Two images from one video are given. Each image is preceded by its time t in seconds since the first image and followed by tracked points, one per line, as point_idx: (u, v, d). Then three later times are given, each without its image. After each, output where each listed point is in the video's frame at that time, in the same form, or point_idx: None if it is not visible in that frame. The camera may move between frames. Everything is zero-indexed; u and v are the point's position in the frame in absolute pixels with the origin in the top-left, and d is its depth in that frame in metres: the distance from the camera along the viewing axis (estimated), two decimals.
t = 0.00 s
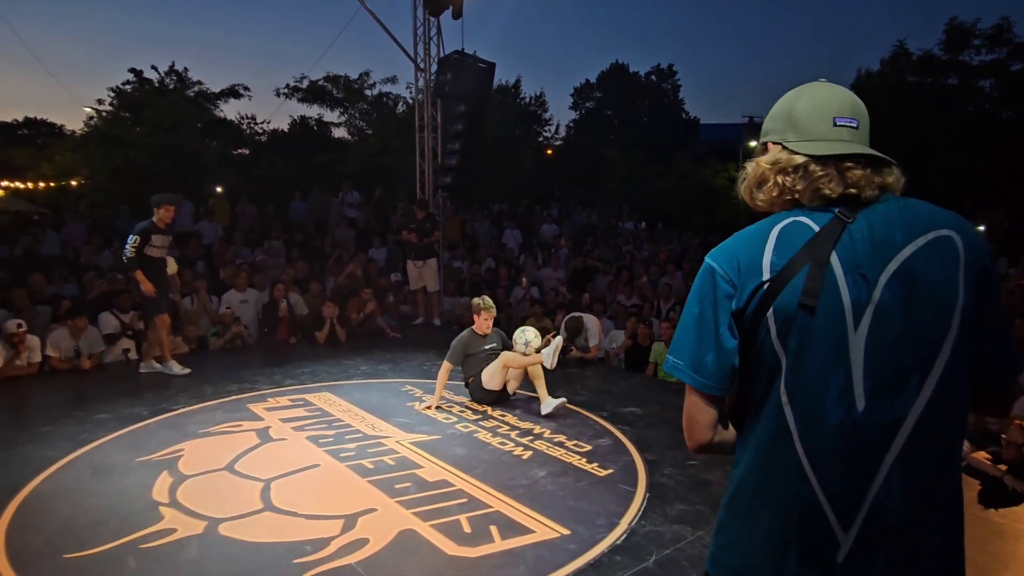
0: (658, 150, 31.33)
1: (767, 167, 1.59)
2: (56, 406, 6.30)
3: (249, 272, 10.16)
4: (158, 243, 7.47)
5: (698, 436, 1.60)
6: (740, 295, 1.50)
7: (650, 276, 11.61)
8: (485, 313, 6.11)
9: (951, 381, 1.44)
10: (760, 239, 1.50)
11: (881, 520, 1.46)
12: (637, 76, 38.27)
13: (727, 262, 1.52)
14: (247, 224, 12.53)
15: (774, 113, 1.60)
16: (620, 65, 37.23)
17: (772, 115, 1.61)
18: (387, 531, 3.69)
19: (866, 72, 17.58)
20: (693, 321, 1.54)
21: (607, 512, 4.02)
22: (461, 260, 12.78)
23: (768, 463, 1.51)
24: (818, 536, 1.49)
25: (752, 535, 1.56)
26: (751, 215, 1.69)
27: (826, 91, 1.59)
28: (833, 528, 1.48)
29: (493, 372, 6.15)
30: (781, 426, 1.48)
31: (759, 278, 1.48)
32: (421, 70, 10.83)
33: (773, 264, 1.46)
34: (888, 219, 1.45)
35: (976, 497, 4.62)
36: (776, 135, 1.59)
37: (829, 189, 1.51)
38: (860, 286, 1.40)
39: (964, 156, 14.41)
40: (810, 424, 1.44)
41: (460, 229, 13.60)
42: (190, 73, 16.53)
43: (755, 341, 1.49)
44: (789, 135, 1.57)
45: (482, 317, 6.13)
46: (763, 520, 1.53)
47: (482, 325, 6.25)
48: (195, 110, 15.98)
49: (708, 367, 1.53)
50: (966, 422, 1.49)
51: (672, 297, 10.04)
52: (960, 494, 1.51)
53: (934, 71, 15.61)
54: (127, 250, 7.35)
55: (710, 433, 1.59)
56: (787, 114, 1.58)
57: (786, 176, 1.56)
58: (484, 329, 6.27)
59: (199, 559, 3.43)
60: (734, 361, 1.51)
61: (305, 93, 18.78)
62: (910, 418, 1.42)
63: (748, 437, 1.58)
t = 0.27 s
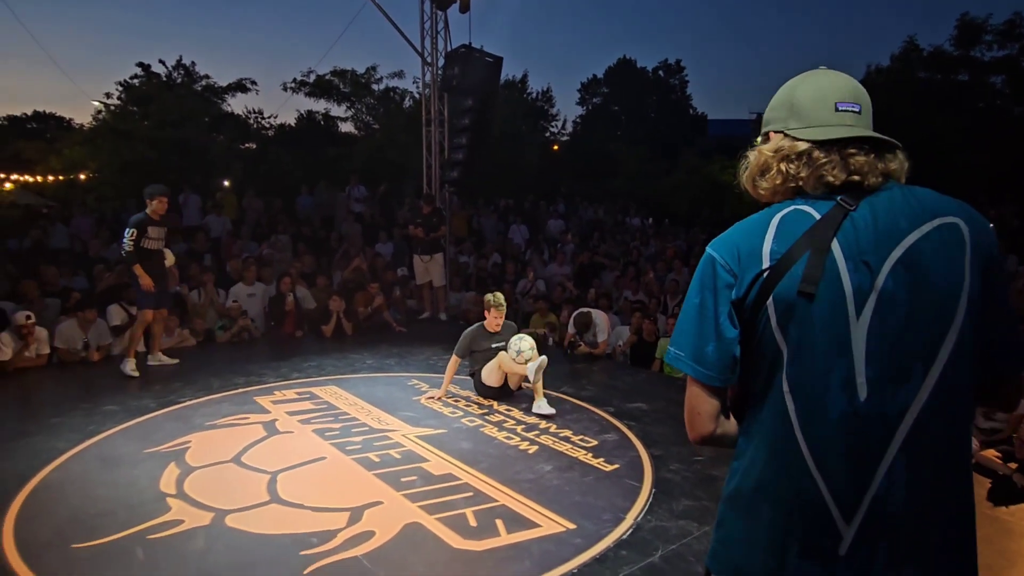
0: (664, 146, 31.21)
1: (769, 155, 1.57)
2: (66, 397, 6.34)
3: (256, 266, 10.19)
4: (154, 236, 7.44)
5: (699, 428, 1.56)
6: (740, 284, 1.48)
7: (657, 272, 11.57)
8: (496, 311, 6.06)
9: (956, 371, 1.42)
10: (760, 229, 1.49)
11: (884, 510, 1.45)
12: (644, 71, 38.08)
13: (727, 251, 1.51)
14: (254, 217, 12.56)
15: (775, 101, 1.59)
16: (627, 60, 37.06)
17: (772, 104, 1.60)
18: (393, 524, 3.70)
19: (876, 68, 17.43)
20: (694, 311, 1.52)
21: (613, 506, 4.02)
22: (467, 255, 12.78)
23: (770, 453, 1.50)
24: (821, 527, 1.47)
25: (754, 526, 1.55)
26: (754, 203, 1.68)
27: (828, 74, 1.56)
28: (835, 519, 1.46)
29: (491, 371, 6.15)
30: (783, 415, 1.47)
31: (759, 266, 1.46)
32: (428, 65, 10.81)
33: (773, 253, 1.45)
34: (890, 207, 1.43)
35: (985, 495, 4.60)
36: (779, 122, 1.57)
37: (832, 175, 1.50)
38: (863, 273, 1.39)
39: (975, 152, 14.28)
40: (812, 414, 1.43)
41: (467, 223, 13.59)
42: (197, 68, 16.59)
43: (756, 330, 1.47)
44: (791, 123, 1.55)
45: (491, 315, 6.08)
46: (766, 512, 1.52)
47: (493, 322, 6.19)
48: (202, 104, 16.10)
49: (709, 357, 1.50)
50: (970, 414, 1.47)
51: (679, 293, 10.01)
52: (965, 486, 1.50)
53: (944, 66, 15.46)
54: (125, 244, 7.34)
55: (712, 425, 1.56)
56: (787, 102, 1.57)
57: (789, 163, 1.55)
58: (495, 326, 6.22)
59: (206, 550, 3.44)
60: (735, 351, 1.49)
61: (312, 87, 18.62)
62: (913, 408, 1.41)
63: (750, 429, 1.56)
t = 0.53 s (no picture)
0: (667, 142, 31.11)
1: (761, 149, 1.59)
2: (70, 391, 6.36)
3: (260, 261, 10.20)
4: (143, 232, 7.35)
5: (697, 424, 1.56)
6: (735, 278, 1.48)
7: (660, 268, 11.55)
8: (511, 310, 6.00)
9: (956, 361, 1.39)
10: (755, 223, 1.49)
11: (883, 503, 1.42)
12: (648, 67, 37.95)
13: (722, 245, 1.51)
14: (257, 212, 12.56)
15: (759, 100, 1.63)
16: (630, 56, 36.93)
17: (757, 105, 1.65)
18: (396, 518, 3.71)
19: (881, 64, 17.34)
20: (691, 306, 1.52)
21: (616, 502, 4.02)
22: (470, 251, 12.77)
23: (767, 447, 1.49)
24: (819, 520, 1.45)
25: (752, 520, 1.54)
26: (753, 202, 1.67)
27: (804, 77, 1.63)
28: (833, 512, 1.44)
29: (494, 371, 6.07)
30: (779, 407, 1.46)
31: (754, 259, 1.46)
32: (432, 60, 10.80)
33: (768, 245, 1.45)
34: (885, 198, 1.43)
35: (989, 492, 4.59)
36: (765, 122, 1.60)
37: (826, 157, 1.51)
38: (858, 265, 1.38)
39: (981, 149, 14.21)
40: (807, 405, 1.42)
41: (470, 219, 13.58)
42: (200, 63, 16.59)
43: (752, 324, 1.47)
44: (778, 119, 1.58)
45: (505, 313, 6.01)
46: (764, 506, 1.51)
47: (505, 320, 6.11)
48: (205, 99, 16.07)
49: (706, 351, 1.50)
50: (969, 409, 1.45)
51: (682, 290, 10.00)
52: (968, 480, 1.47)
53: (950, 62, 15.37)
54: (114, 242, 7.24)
55: (709, 420, 1.55)
56: (772, 99, 1.61)
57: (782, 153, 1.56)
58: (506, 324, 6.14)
59: (211, 543, 3.46)
60: (732, 345, 1.49)
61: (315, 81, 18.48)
62: (910, 399, 1.38)
63: (748, 422, 1.55)
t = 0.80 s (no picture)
0: (668, 137, 31.02)
1: (742, 149, 1.57)
2: (72, 385, 6.37)
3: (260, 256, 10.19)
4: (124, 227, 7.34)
5: (686, 421, 1.54)
6: (720, 274, 1.46)
7: (660, 263, 11.54)
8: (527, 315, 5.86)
9: (944, 351, 1.34)
10: (739, 217, 1.47)
11: (871, 497, 1.38)
12: (649, 62, 37.82)
13: (707, 242, 1.49)
14: (257, 207, 12.53)
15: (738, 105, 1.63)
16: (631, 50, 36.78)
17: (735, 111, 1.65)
18: (396, 512, 3.72)
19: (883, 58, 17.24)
20: (677, 303, 1.50)
21: (616, 496, 4.03)
22: (470, 246, 12.75)
23: (755, 441, 1.46)
24: (806, 514, 1.42)
25: (743, 515, 1.50)
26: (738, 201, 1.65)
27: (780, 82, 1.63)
28: (820, 506, 1.40)
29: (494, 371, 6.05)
30: (764, 399, 1.43)
31: (738, 254, 1.44)
32: (432, 54, 10.76)
33: (751, 239, 1.43)
34: (870, 189, 1.39)
35: (989, 487, 4.59)
36: (745, 124, 1.59)
37: (806, 149, 1.49)
38: (840, 257, 1.35)
39: (983, 144, 14.15)
40: (792, 398, 1.38)
41: (470, 214, 13.56)
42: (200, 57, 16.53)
43: (738, 319, 1.45)
44: (757, 119, 1.57)
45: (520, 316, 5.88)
46: (754, 501, 1.47)
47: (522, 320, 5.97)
48: (205, 94, 16.01)
49: (693, 348, 1.48)
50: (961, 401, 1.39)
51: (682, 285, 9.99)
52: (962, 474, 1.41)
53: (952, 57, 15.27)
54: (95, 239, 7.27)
55: (697, 417, 1.53)
56: (749, 103, 1.61)
57: (763, 149, 1.54)
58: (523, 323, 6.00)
59: (212, 537, 3.46)
60: (717, 342, 1.46)
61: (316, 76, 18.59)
62: (896, 390, 1.33)
63: (736, 417, 1.52)
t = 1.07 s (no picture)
0: (665, 133, 30.99)
1: (728, 147, 1.58)
2: (68, 382, 6.35)
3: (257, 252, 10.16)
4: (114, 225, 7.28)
5: (673, 416, 1.53)
6: (706, 270, 1.45)
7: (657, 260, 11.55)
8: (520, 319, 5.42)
9: (929, 345, 1.33)
10: (725, 213, 1.46)
11: (856, 491, 1.36)
12: (645, 57, 37.76)
13: (694, 238, 1.48)
14: (253, 203, 12.47)
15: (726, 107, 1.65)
16: (628, 46, 36.72)
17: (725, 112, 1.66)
18: (395, 507, 3.73)
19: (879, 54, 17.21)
20: (665, 300, 1.50)
21: (614, 491, 4.04)
22: (467, 242, 12.73)
23: (740, 436, 1.44)
24: (792, 509, 1.40)
25: (728, 511, 1.49)
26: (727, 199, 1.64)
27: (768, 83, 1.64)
28: (804, 500, 1.39)
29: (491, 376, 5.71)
30: (750, 394, 1.41)
31: (724, 250, 1.43)
32: (429, 49, 10.73)
33: (737, 235, 1.42)
34: (855, 185, 1.38)
35: (984, 481, 4.62)
36: (733, 124, 1.60)
37: (791, 143, 1.49)
38: (825, 252, 1.34)
39: (979, 140, 14.18)
40: (777, 392, 1.37)
41: (467, 210, 13.54)
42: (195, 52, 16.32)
43: (724, 315, 1.44)
44: (743, 118, 1.58)
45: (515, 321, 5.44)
46: (738, 497, 1.46)
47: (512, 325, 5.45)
48: (201, 89, 15.93)
49: (679, 345, 1.47)
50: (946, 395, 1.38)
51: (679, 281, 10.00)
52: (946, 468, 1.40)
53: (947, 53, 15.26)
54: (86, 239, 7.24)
55: (683, 413, 1.52)
56: (737, 103, 1.62)
57: (748, 146, 1.54)
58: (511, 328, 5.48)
59: (211, 533, 3.47)
60: (704, 338, 1.46)
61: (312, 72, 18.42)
62: (881, 384, 1.32)
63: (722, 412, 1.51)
